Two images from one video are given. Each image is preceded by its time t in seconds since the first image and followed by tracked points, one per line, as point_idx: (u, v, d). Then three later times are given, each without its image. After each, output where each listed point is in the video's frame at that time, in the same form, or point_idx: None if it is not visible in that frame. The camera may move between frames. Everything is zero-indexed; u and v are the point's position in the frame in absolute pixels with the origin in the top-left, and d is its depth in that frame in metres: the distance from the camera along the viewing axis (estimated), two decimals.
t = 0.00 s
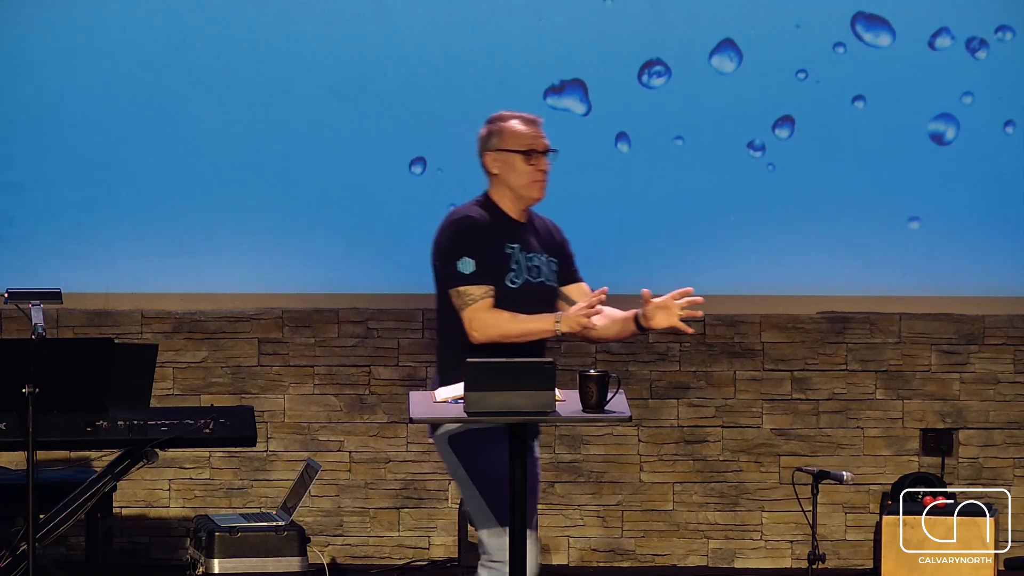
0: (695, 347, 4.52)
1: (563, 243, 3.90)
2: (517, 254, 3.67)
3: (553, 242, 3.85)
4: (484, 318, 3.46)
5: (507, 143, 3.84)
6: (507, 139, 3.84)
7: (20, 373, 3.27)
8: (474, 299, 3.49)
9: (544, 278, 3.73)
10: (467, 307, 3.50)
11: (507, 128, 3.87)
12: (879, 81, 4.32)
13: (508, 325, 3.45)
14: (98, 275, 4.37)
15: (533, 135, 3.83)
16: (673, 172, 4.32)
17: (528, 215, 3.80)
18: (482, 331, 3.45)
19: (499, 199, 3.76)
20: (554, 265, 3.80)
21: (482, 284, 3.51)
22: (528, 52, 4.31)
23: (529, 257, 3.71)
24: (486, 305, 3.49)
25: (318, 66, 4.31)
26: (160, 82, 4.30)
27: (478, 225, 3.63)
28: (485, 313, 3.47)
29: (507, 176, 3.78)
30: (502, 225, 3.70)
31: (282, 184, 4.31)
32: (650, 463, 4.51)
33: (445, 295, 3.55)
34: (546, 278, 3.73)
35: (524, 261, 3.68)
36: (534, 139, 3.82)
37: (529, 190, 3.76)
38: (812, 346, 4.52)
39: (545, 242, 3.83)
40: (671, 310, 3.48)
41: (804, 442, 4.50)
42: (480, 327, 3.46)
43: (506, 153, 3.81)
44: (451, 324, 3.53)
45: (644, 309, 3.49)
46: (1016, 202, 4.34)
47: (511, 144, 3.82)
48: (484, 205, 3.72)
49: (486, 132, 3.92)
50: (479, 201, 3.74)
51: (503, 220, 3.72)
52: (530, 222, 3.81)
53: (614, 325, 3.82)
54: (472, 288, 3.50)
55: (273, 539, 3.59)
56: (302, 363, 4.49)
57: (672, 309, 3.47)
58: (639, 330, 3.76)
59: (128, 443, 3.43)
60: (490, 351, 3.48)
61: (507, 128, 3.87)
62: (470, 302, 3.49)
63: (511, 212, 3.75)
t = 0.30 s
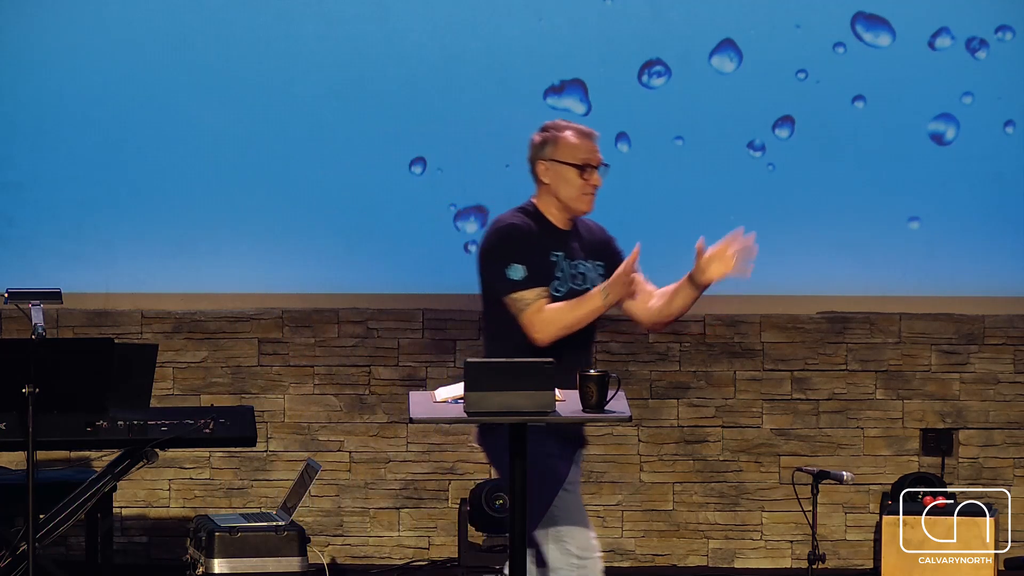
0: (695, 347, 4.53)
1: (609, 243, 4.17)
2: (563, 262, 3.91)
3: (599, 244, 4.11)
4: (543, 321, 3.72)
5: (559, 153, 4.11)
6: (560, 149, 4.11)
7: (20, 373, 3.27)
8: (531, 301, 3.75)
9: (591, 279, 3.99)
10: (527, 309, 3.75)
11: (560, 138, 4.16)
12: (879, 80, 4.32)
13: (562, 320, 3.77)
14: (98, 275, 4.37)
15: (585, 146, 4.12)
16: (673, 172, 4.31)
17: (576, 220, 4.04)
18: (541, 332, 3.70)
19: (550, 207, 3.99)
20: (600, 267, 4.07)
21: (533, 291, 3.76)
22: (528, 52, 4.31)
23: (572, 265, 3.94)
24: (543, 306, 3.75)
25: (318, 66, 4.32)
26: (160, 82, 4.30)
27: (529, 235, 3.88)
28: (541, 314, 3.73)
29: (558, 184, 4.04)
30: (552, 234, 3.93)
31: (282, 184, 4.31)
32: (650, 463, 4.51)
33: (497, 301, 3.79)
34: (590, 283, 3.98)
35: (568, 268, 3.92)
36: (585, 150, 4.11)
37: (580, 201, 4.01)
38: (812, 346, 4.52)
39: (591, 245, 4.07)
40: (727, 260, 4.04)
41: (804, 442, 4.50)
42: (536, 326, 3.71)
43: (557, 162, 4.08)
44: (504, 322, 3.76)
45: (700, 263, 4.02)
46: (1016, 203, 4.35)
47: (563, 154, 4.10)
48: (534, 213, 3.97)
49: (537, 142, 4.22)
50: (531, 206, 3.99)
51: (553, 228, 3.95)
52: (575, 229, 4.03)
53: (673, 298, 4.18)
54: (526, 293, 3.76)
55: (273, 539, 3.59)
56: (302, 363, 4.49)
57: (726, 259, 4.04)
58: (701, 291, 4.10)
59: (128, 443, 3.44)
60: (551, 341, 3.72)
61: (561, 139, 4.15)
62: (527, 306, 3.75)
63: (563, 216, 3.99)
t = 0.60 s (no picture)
0: (695, 347, 4.53)
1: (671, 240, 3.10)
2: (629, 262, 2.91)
3: (656, 242, 3.05)
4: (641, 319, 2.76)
5: (623, 164, 2.95)
6: (624, 159, 2.95)
7: (20, 373, 3.26)
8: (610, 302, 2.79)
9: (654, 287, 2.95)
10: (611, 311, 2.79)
11: (625, 143, 2.99)
12: (879, 80, 4.32)
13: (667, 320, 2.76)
14: (99, 275, 4.37)
15: (656, 161, 2.99)
16: (672, 172, 4.30)
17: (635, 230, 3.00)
18: (640, 325, 2.78)
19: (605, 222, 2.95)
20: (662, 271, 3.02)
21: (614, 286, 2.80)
22: (528, 52, 4.31)
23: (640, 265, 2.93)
24: (631, 307, 2.76)
25: (318, 66, 4.32)
26: (161, 82, 4.30)
27: (587, 231, 2.88)
28: (630, 314, 2.77)
29: (618, 202, 2.94)
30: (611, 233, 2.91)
31: (282, 185, 4.31)
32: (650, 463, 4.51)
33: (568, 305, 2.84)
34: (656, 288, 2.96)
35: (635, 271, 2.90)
36: (655, 162, 2.98)
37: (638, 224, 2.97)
38: (812, 346, 4.52)
39: (650, 243, 3.03)
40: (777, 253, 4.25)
41: (804, 442, 4.50)
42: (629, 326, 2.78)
43: (621, 175, 2.94)
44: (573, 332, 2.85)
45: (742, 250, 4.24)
46: (1015, 203, 4.36)
47: (628, 166, 2.94)
48: (591, 217, 2.92)
49: (594, 143, 3.02)
50: (583, 213, 2.93)
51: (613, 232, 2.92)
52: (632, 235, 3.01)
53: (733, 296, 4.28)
54: (603, 292, 2.80)
55: (273, 539, 3.59)
56: (302, 363, 4.49)
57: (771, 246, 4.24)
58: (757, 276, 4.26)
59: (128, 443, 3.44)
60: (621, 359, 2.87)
61: (626, 145, 2.98)
62: (615, 306, 2.78)
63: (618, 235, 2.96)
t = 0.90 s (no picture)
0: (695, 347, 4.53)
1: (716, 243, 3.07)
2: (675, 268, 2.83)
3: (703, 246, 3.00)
4: (690, 325, 2.68)
5: (678, 173, 2.83)
6: (679, 168, 2.83)
7: (19, 373, 3.25)
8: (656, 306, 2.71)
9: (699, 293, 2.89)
10: (657, 316, 2.71)
11: (683, 151, 2.86)
12: (879, 80, 4.32)
13: (715, 326, 2.67)
14: (99, 275, 4.37)
15: (713, 171, 2.86)
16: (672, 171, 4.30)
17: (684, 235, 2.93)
18: (687, 332, 2.70)
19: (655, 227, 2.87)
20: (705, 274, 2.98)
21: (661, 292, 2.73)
22: (528, 52, 4.31)
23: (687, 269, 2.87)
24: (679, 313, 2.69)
25: (318, 66, 4.32)
26: (161, 82, 4.30)
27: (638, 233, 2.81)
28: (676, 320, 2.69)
29: (669, 211, 2.84)
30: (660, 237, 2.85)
31: (282, 185, 4.31)
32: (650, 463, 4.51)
33: (613, 306, 2.79)
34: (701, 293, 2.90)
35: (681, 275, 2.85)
36: (711, 171, 2.86)
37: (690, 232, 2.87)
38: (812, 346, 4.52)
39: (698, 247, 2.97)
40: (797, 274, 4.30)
41: (804, 442, 4.50)
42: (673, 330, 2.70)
43: (677, 184, 2.82)
44: (614, 335, 2.80)
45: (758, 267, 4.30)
46: (1015, 203, 4.36)
47: (684, 175, 2.82)
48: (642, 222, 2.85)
49: (650, 149, 2.91)
50: (633, 218, 2.86)
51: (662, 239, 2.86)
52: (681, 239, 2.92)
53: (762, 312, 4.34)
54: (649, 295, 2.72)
55: (273, 539, 3.59)
56: (302, 363, 4.49)
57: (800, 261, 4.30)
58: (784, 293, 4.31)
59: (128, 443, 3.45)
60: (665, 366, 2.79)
61: (683, 153, 2.85)
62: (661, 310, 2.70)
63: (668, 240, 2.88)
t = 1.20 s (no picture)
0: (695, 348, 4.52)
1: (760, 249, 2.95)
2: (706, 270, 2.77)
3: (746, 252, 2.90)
4: (715, 328, 2.62)
5: (715, 179, 2.73)
6: (716, 174, 2.72)
7: (20, 373, 3.25)
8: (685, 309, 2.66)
9: (734, 297, 2.81)
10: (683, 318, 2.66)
11: (721, 156, 2.76)
12: (879, 80, 4.32)
13: (740, 328, 2.61)
14: (99, 275, 4.37)
15: (751, 178, 2.75)
16: (672, 172, 4.31)
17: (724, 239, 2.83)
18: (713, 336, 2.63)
19: (691, 232, 2.78)
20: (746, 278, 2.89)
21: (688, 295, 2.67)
22: (528, 52, 4.31)
23: (721, 272, 2.80)
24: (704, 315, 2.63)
25: (318, 66, 4.32)
26: (160, 83, 4.30)
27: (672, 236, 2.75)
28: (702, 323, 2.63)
29: (705, 216, 2.75)
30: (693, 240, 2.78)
31: (282, 185, 4.31)
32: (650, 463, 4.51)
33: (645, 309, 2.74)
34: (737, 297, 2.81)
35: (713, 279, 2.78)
36: (749, 178, 2.74)
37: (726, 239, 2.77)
38: (812, 346, 4.52)
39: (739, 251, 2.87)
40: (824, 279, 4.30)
41: (804, 442, 4.50)
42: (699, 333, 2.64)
43: (713, 191, 2.72)
44: (646, 338, 2.74)
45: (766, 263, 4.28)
46: (1015, 203, 4.36)
47: (719, 181, 2.72)
48: (677, 226, 2.78)
49: (688, 153, 2.82)
50: (669, 222, 2.78)
51: (697, 242, 2.78)
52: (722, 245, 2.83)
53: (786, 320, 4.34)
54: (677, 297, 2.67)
55: (273, 539, 3.59)
56: (302, 363, 4.49)
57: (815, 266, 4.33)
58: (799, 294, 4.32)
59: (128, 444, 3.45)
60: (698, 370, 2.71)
61: (721, 158, 2.75)
62: (689, 312, 2.65)
63: (704, 245, 2.78)
